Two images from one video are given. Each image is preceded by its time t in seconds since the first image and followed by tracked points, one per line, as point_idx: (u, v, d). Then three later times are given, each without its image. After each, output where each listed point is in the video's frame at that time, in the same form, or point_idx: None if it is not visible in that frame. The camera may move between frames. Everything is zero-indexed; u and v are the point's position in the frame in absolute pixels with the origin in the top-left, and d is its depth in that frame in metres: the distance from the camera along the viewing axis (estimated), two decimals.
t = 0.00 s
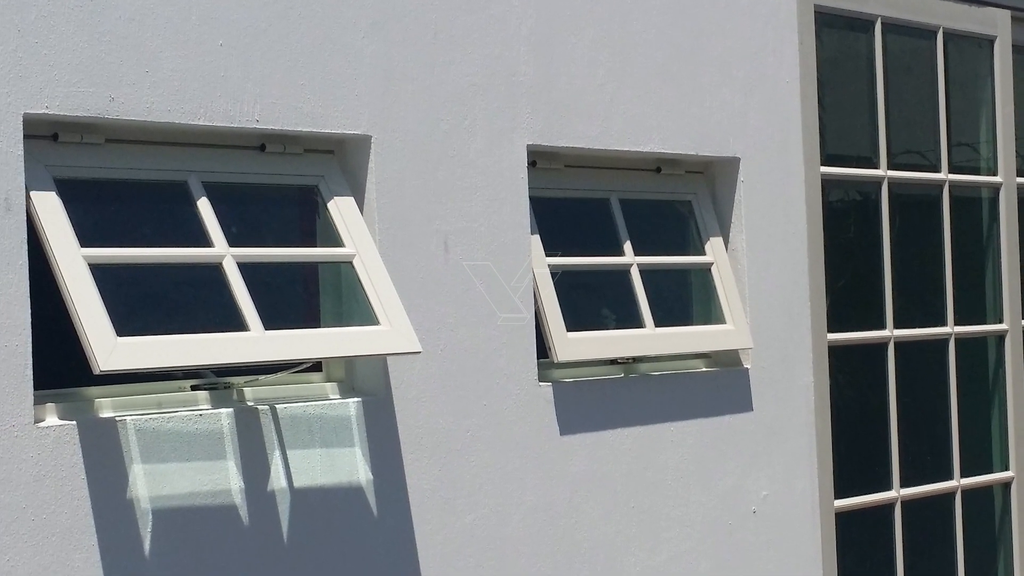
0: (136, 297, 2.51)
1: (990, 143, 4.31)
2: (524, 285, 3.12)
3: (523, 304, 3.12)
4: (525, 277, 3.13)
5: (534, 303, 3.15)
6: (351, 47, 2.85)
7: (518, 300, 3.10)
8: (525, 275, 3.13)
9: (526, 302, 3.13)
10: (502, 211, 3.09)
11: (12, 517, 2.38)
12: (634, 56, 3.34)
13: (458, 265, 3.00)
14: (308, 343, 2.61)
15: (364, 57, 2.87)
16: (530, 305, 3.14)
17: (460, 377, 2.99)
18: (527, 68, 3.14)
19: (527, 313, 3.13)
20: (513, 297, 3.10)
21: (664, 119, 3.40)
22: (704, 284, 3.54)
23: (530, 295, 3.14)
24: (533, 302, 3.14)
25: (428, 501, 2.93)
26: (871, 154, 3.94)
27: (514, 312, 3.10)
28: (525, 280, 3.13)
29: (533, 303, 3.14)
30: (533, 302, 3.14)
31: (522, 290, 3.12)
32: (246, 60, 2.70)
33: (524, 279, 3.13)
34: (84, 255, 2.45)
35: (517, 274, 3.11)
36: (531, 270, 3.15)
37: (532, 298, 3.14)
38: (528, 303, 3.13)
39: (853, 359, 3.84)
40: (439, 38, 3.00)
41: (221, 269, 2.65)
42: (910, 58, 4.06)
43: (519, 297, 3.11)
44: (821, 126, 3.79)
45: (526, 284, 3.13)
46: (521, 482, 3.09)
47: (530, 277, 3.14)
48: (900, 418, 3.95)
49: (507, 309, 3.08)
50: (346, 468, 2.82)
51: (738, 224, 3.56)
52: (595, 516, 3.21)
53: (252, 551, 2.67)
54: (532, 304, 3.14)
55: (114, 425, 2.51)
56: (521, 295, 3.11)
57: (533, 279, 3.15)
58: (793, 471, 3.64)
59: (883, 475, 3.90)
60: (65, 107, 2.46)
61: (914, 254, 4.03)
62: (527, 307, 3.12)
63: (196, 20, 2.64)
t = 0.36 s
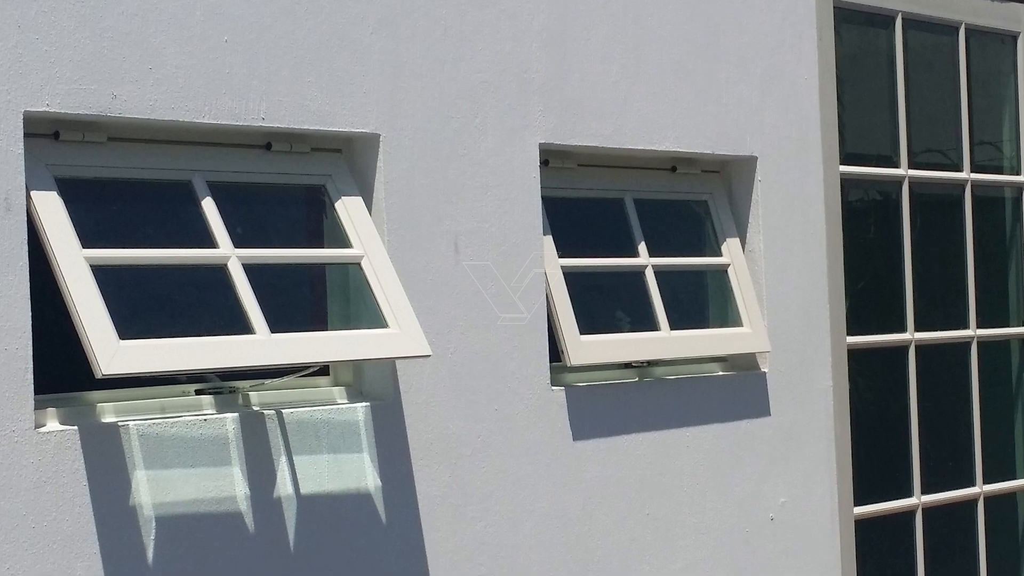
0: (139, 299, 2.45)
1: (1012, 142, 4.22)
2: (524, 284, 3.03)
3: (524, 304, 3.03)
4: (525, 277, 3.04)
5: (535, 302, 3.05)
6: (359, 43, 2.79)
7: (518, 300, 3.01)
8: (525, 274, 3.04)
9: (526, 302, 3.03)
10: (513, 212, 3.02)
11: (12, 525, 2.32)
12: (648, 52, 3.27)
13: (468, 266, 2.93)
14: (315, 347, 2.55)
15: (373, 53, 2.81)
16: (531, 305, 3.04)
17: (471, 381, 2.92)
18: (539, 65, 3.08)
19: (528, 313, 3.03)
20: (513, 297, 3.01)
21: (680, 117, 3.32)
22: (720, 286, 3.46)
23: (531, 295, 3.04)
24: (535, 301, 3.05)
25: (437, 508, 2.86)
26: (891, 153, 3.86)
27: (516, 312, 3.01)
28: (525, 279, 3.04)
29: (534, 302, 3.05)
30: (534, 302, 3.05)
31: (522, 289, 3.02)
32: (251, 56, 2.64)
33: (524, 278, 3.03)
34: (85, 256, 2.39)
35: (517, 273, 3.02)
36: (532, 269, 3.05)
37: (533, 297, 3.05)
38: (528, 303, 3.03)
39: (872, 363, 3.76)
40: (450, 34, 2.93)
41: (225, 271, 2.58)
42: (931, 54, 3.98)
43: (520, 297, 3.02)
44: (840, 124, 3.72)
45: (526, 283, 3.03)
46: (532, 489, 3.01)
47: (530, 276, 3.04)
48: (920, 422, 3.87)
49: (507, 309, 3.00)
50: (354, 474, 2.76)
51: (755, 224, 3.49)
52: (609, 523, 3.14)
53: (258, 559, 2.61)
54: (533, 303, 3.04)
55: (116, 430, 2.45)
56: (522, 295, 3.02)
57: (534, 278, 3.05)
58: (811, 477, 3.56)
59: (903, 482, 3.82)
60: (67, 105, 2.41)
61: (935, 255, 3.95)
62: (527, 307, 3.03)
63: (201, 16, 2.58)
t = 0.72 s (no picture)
0: (142, 301, 2.39)
1: None
2: (524, 284, 2.94)
3: (522, 304, 2.93)
4: (524, 276, 2.94)
5: (535, 302, 2.96)
6: (368, 39, 2.72)
7: (516, 299, 2.92)
8: (525, 274, 2.95)
9: (525, 301, 2.94)
10: (526, 212, 2.95)
11: (12, 533, 2.26)
12: (663, 49, 3.20)
13: (479, 268, 2.86)
14: (323, 350, 2.48)
15: (382, 50, 2.74)
16: (531, 304, 2.95)
17: (482, 385, 2.85)
18: (551, 61, 3.01)
19: (527, 313, 2.94)
20: (513, 296, 2.91)
21: (696, 115, 3.25)
22: (738, 287, 3.39)
23: (530, 294, 2.95)
24: (534, 301, 2.96)
25: (448, 516, 2.79)
26: (913, 152, 3.78)
27: (516, 312, 2.92)
28: (525, 279, 2.95)
29: (534, 302, 2.96)
30: (533, 302, 2.95)
31: (521, 289, 2.93)
32: (257, 53, 2.58)
33: (524, 277, 2.94)
34: (87, 257, 2.33)
35: (517, 272, 2.93)
36: (532, 268, 2.96)
37: (532, 297, 2.95)
38: (527, 302, 2.94)
39: (893, 366, 3.68)
40: (460, 30, 2.86)
41: (231, 272, 2.52)
42: (954, 50, 3.90)
43: (519, 297, 2.93)
44: (859, 122, 3.64)
45: (525, 282, 2.94)
46: (545, 496, 2.94)
47: (530, 276, 2.95)
48: (943, 427, 3.78)
49: (506, 309, 2.90)
50: (362, 481, 2.69)
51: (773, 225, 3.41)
52: (624, 531, 3.07)
53: (264, 568, 2.54)
54: (532, 303, 2.95)
55: (119, 436, 2.39)
56: (521, 294, 2.93)
57: (534, 277, 2.96)
58: (831, 483, 3.48)
59: (924, 488, 3.73)
60: (68, 103, 2.35)
61: (958, 256, 3.86)
62: (526, 306, 2.94)
63: (205, 11, 2.52)
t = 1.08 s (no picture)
0: (145, 304, 2.33)
1: None
2: (524, 283, 2.85)
3: (522, 303, 2.84)
4: (524, 276, 2.85)
5: (535, 302, 2.86)
6: (377, 35, 2.66)
7: (516, 298, 2.83)
8: (524, 274, 2.85)
9: (525, 301, 2.85)
10: (538, 212, 2.88)
11: (12, 542, 2.20)
12: (679, 45, 3.13)
13: (491, 269, 2.79)
14: (330, 354, 2.42)
15: (391, 46, 2.68)
16: (531, 304, 2.86)
17: (494, 390, 2.78)
18: (565, 58, 2.94)
19: (528, 312, 2.85)
20: (512, 296, 2.82)
21: (712, 113, 3.18)
22: (756, 290, 3.32)
23: (530, 294, 2.86)
24: (535, 300, 2.86)
25: (459, 524, 2.73)
26: (935, 150, 3.70)
27: (516, 311, 2.83)
28: (524, 279, 2.85)
29: (534, 302, 2.86)
30: (534, 302, 2.86)
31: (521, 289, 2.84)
32: (264, 49, 2.52)
33: (524, 277, 2.85)
34: (89, 258, 2.27)
35: (516, 272, 2.84)
36: (531, 268, 2.87)
37: (532, 297, 2.86)
38: (528, 302, 2.85)
39: (915, 370, 3.60)
40: (472, 26, 2.80)
41: (236, 274, 2.46)
42: (977, 46, 3.81)
43: (518, 296, 2.83)
44: (880, 120, 3.56)
45: (524, 282, 2.85)
46: (558, 503, 2.87)
47: (530, 276, 2.86)
48: (966, 433, 3.69)
49: (506, 309, 2.81)
50: (371, 487, 2.62)
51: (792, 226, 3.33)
52: (639, 539, 3.00)
53: None
54: (532, 302, 2.86)
55: (122, 442, 2.33)
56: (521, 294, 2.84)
57: (534, 277, 2.87)
58: (850, 489, 3.40)
59: (946, 495, 3.65)
60: (70, 100, 2.29)
61: (982, 257, 3.77)
62: (526, 306, 2.84)
63: (210, 6, 2.46)
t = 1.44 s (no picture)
0: (148, 307, 2.27)
1: None
2: (524, 283, 2.76)
3: (521, 303, 2.75)
4: (524, 275, 2.76)
5: (535, 302, 2.77)
6: (386, 30, 2.59)
7: (516, 298, 2.74)
8: (525, 273, 2.76)
9: (525, 300, 2.76)
10: (552, 212, 2.81)
11: (12, 551, 2.14)
12: (696, 41, 3.05)
13: (503, 271, 2.72)
14: (338, 358, 2.36)
15: (401, 41, 2.61)
16: (531, 304, 2.77)
17: (507, 395, 2.72)
18: (579, 54, 2.87)
19: (527, 312, 2.76)
20: (512, 296, 2.73)
21: (730, 111, 3.10)
22: (774, 292, 3.24)
23: (530, 294, 2.77)
24: (535, 300, 2.77)
25: (470, 532, 2.66)
26: (958, 149, 3.62)
27: (515, 312, 2.74)
28: (525, 278, 2.76)
29: (534, 301, 2.77)
30: (534, 302, 2.77)
31: (521, 288, 2.75)
32: (270, 45, 2.46)
33: (524, 277, 2.76)
34: (91, 260, 2.21)
35: (517, 271, 2.75)
36: (532, 268, 2.78)
37: (532, 296, 2.77)
38: (528, 302, 2.76)
39: (937, 374, 3.51)
40: (483, 21, 2.73)
41: (242, 276, 2.39)
42: (1001, 43, 3.72)
43: (518, 296, 2.74)
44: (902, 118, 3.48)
45: (524, 282, 2.76)
46: (572, 511, 2.80)
47: (530, 275, 2.77)
48: (990, 438, 3.61)
49: (506, 309, 2.72)
50: (380, 495, 2.56)
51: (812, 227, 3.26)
52: (655, 547, 2.92)
53: None
54: (532, 302, 2.77)
55: (125, 448, 2.27)
56: (521, 294, 2.75)
57: (534, 277, 2.78)
58: (871, 496, 3.32)
59: (969, 502, 3.56)
60: (72, 98, 2.23)
61: (1007, 258, 3.68)
62: (526, 306, 2.75)
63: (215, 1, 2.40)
